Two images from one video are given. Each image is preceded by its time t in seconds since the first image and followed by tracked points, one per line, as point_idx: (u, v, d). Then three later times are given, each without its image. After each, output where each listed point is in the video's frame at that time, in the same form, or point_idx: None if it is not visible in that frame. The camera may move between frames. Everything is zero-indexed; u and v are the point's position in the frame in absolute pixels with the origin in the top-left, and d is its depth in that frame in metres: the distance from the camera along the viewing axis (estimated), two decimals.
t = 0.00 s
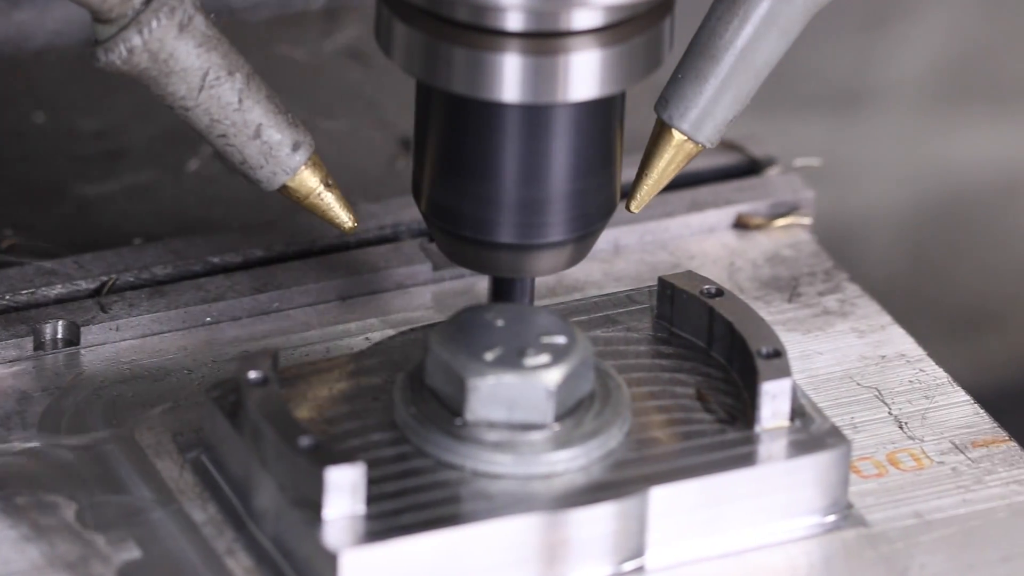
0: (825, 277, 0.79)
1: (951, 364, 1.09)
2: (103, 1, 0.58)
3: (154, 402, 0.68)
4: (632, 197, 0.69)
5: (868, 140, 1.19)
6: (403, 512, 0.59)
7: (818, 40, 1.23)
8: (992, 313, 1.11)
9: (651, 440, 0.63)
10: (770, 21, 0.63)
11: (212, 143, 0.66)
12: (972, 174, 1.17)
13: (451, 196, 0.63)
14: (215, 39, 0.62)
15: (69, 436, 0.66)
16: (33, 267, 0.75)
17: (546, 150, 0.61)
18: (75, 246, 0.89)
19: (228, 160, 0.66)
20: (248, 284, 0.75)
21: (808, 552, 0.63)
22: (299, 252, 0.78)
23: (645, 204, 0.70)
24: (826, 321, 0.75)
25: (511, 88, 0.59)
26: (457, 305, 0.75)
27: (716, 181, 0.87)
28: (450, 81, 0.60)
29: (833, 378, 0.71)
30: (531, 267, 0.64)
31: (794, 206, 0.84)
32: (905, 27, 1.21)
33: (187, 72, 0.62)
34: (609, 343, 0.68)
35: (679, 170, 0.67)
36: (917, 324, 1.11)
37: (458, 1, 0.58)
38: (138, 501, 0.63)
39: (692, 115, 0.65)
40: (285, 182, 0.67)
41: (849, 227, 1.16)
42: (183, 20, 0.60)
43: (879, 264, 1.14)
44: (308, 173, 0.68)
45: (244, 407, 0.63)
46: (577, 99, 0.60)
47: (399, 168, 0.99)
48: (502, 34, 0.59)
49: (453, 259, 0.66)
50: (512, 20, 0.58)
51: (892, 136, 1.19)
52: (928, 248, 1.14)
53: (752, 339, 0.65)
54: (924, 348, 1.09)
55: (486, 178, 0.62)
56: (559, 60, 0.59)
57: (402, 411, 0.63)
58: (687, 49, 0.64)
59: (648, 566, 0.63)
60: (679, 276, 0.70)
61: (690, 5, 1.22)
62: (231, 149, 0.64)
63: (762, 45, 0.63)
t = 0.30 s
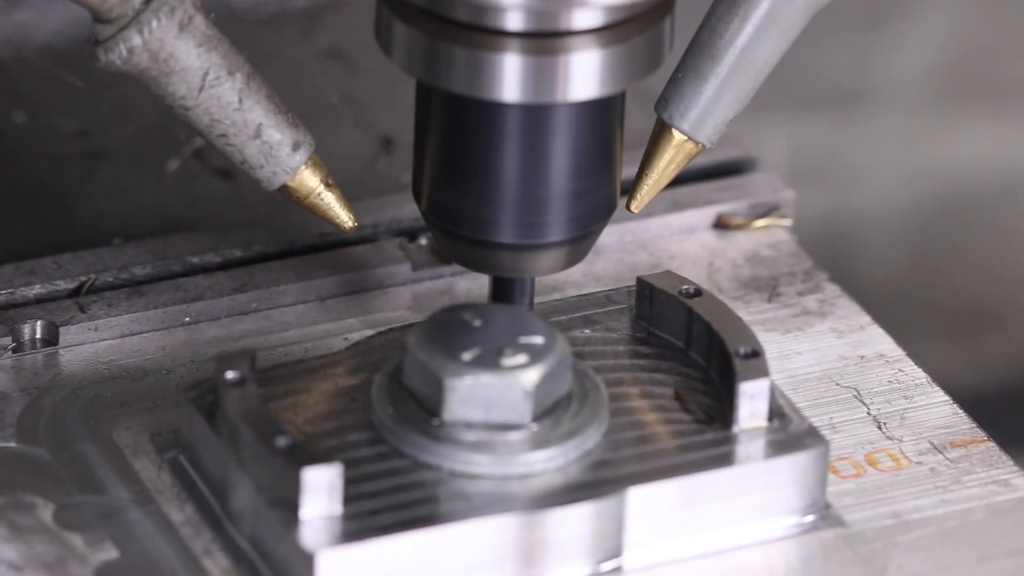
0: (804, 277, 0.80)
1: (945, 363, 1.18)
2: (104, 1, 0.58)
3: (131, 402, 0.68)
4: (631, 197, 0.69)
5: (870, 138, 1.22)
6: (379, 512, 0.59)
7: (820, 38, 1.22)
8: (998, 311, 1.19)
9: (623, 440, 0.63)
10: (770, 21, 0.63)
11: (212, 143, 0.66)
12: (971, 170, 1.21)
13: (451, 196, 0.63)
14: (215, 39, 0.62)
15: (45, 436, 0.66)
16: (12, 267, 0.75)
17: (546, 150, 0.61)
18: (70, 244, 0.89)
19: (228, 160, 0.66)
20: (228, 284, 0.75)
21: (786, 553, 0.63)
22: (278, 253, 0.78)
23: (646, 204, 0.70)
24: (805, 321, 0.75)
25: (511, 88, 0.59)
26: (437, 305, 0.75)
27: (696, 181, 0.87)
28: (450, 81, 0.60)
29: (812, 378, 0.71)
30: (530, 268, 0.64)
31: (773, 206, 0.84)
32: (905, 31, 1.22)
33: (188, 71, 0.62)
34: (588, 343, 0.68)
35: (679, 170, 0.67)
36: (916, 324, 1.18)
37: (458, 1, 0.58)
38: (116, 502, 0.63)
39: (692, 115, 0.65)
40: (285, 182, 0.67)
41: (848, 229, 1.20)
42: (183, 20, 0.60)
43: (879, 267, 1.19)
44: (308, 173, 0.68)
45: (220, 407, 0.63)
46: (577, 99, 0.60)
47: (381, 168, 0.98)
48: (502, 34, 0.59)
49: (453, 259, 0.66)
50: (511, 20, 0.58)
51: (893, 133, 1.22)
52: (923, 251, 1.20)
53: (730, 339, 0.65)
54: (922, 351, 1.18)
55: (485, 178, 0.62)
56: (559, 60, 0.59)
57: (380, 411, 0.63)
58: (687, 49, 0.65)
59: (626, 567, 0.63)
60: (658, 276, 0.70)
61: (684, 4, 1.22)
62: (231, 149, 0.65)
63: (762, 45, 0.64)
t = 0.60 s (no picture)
0: (784, 279, 0.80)
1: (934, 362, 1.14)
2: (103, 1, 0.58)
3: (109, 405, 0.68)
4: (632, 198, 0.71)
5: (865, 142, 1.15)
6: (356, 515, 0.59)
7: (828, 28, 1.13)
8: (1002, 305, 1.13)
9: (618, 439, 0.63)
10: (770, 21, 0.64)
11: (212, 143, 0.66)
12: (972, 170, 1.12)
13: (451, 196, 0.63)
14: (215, 39, 0.63)
15: (22, 439, 0.66)
16: None
17: (547, 150, 0.61)
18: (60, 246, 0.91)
19: (227, 160, 0.66)
20: (207, 286, 0.75)
21: (765, 556, 0.63)
22: (257, 255, 0.78)
23: (646, 204, 0.71)
24: (785, 324, 0.76)
25: (511, 88, 0.59)
26: (417, 308, 0.75)
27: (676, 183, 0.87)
28: (451, 82, 0.60)
29: (791, 381, 0.71)
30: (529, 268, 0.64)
31: (753, 208, 0.85)
32: (915, 18, 1.10)
33: (187, 72, 0.62)
34: (567, 345, 0.68)
35: (678, 171, 0.68)
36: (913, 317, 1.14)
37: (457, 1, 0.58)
38: (93, 504, 0.63)
39: (692, 115, 0.66)
40: (285, 182, 0.67)
41: (849, 232, 1.14)
42: (182, 20, 0.60)
43: (881, 267, 1.14)
44: (308, 173, 0.68)
45: (198, 410, 0.63)
46: (577, 99, 0.60)
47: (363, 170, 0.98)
48: (502, 34, 0.59)
49: (452, 258, 0.66)
50: (511, 20, 0.58)
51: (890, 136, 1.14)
52: (928, 254, 1.14)
53: (708, 342, 0.65)
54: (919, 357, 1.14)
55: (485, 178, 0.62)
56: (559, 59, 0.59)
57: (359, 413, 0.63)
58: (687, 49, 0.66)
59: (604, 570, 0.62)
60: (637, 278, 0.70)
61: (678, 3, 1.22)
62: (231, 149, 0.65)
63: (762, 45, 0.64)
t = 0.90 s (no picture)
0: (766, 282, 0.80)
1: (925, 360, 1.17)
2: (103, 1, 0.58)
3: (87, 409, 0.68)
4: (633, 197, 0.71)
5: (865, 140, 1.15)
6: (334, 519, 0.59)
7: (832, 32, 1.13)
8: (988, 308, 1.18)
9: (617, 439, 0.64)
10: (770, 21, 0.64)
11: (212, 144, 0.66)
12: (966, 171, 1.16)
13: (451, 196, 0.63)
14: (215, 40, 0.63)
15: None
16: None
17: (547, 150, 0.61)
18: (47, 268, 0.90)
19: (228, 160, 0.66)
20: (187, 289, 0.75)
21: (744, 559, 0.63)
22: (238, 258, 0.78)
23: (646, 205, 0.71)
24: (766, 327, 0.75)
25: (510, 88, 0.59)
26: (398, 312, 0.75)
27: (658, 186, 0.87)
28: (450, 82, 0.60)
29: (771, 384, 0.71)
30: (531, 266, 0.64)
31: (735, 212, 0.84)
32: (906, 29, 1.12)
33: (187, 72, 0.62)
34: (547, 349, 0.68)
35: (678, 171, 0.68)
36: (907, 317, 1.16)
37: (457, 1, 0.58)
38: (71, 508, 0.63)
39: (692, 115, 0.66)
40: (285, 182, 0.67)
41: (850, 231, 1.14)
42: (183, 20, 0.61)
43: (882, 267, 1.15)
44: (308, 173, 0.68)
45: (176, 415, 0.63)
46: (578, 99, 0.60)
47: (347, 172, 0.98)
48: (502, 34, 0.59)
49: (452, 258, 0.66)
50: (510, 21, 0.58)
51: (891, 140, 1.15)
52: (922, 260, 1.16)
53: (688, 345, 0.65)
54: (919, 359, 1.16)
55: (485, 178, 0.61)
56: (559, 59, 0.59)
57: (338, 417, 0.63)
58: (687, 49, 0.66)
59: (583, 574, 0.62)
60: (616, 281, 0.70)
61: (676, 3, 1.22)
62: (231, 150, 0.65)
63: (762, 44, 0.64)
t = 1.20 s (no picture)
0: (746, 286, 0.80)
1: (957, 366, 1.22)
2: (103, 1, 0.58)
3: (66, 413, 0.68)
4: (632, 197, 0.72)
5: (866, 143, 1.19)
6: (313, 524, 0.59)
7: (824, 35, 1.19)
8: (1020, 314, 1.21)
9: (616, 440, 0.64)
10: (769, 22, 0.65)
11: (213, 144, 0.66)
12: (970, 168, 1.18)
13: (451, 196, 0.63)
14: (215, 40, 0.63)
15: None
16: None
17: (546, 150, 0.62)
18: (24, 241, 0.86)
19: (228, 160, 0.66)
20: (167, 293, 0.74)
21: (723, 564, 0.63)
22: (217, 263, 0.78)
23: (646, 204, 0.72)
24: (747, 331, 0.75)
25: (510, 88, 0.59)
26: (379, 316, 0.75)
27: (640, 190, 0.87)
28: (450, 83, 0.60)
29: (752, 389, 0.71)
30: (532, 266, 0.65)
31: (716, 215, 0.85)
32: (903, 28, 1.18)
33: (188, 72, 0.62)
34: (526, 353, 0.68)
35: (678, 171, 0.69)
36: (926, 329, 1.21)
37: (456, 1, 0.58)
38: (49, 512, 0.63)
39: (692, 115, 0.67)
40: (285, 182, 0.68)
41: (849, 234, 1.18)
42: (182, 21, 0.61)
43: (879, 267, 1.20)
44: (308, 173, 0.68)
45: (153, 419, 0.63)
46: (577, 99, 0.60)
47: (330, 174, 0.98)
48: (502, 34, 0.59)
49: (453, 258, 0.66)
50: (510, 21, 0.58)
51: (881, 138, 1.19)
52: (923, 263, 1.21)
53: (667, 349, 0.65)
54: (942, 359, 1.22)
55: (485, 179, 0.62)
56: (559, 60, 0.59)
57: (317, 422, 0.63)
58: (687, 49, 0.66)
59: None
60: (596, 285, 0.70)
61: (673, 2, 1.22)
62: (231, 150, 0.65)
63: (762, 45, 0.65)
